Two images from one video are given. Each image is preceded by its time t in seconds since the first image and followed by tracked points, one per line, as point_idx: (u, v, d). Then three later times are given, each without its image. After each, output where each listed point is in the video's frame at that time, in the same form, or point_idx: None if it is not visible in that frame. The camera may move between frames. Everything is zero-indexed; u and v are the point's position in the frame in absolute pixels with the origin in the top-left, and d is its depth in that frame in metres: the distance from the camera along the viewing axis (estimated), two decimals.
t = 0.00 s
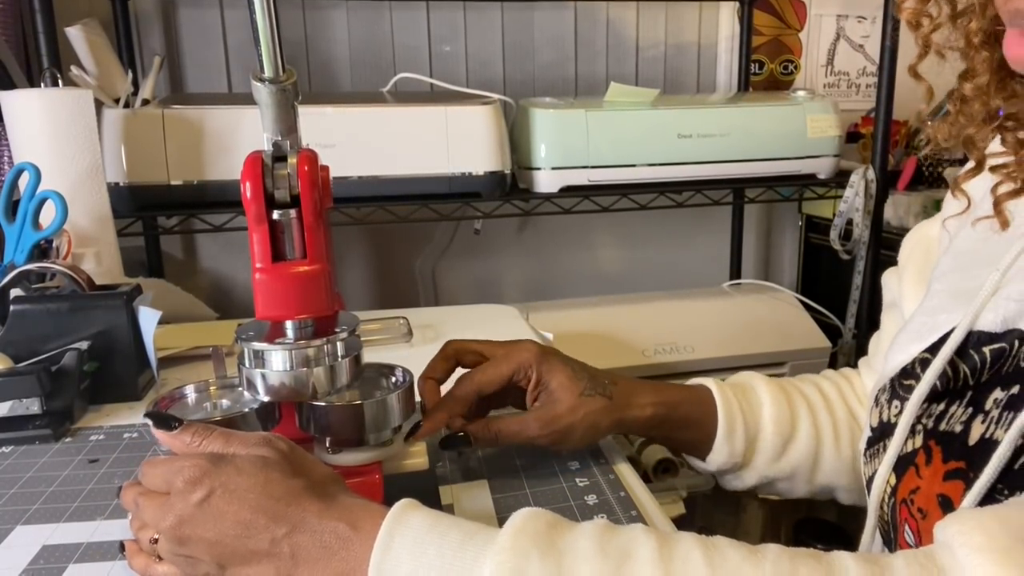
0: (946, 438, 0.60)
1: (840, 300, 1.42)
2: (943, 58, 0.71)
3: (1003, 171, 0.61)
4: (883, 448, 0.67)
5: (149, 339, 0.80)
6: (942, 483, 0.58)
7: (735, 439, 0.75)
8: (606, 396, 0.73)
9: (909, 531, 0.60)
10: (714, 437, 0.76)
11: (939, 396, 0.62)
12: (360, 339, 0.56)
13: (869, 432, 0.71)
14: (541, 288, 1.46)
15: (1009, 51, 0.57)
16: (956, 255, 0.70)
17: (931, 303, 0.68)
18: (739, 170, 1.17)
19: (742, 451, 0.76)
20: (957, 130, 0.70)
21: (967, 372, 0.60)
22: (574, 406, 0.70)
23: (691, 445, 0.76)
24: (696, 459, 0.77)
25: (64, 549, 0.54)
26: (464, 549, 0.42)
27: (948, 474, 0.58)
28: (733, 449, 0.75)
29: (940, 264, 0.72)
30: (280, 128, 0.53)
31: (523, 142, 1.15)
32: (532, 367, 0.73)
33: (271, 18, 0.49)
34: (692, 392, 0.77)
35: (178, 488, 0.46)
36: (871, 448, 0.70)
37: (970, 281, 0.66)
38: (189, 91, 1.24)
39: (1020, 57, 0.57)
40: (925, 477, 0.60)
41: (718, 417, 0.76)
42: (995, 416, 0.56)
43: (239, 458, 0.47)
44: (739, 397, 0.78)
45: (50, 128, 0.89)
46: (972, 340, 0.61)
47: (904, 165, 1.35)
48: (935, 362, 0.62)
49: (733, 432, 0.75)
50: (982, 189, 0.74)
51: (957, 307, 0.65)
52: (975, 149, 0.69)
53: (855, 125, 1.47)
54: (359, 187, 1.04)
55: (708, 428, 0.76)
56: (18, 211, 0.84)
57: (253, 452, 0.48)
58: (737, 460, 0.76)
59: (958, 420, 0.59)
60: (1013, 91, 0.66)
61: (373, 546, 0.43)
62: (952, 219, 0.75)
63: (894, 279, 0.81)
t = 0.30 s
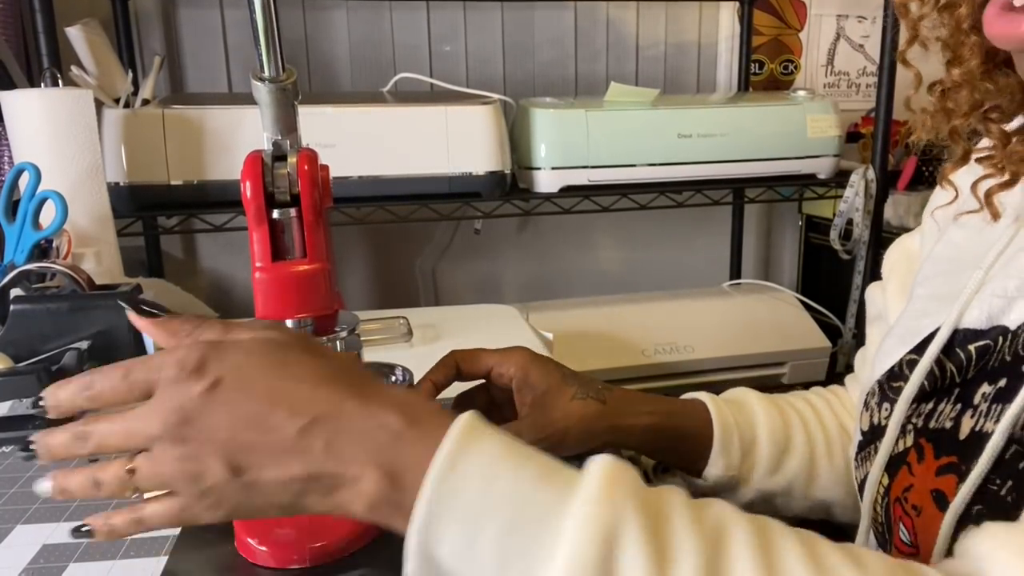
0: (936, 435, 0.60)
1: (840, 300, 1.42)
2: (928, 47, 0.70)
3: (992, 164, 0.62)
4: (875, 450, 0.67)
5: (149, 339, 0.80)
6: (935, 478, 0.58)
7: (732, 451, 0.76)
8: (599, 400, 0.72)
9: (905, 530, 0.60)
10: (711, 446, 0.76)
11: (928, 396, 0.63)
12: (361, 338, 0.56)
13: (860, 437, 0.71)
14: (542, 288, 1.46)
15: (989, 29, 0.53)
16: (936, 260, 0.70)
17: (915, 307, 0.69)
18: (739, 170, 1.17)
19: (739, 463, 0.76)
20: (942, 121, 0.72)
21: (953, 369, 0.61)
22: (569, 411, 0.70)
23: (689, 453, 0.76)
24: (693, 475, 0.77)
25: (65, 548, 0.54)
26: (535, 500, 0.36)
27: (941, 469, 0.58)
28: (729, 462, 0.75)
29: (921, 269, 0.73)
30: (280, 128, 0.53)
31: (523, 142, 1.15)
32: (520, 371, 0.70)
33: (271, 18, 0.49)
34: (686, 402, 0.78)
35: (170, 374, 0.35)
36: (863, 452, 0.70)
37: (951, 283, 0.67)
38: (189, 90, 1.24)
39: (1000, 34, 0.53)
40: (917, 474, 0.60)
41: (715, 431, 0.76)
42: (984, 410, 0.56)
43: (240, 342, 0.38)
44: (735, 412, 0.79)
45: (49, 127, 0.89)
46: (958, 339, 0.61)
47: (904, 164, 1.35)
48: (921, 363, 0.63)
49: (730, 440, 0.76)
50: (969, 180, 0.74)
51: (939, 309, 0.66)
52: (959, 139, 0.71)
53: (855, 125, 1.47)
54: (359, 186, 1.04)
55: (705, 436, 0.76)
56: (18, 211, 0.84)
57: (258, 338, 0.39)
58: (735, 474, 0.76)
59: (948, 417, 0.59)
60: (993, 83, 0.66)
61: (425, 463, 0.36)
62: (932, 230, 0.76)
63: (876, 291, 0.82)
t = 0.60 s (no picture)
0: (941, 440, 0.60)
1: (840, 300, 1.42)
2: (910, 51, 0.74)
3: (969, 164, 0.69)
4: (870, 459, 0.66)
5: (149, 338, 0.80)
6: (944, 485, 0.58)
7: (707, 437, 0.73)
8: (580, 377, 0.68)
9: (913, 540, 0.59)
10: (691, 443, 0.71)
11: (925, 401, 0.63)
12: (362, 337, 0.56)
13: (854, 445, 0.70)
14: (542, 288, 1.46)
15: (961, 28, 0.55)
16: (914, 267, 0.72)
17: (900, 314, 0.70)
18: (740, 170, 1.17)
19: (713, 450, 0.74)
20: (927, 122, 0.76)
21: (952, 373, 0.62)
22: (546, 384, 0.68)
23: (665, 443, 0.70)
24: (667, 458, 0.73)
25: (65, 548, 0.54)
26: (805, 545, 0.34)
27: (952, 475, 0.58)
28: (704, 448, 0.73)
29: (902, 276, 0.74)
30: (280, 128, 0.53)
31: (523, 141, 1.15)
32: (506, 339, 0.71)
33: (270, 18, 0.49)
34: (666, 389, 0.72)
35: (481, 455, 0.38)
36: (857, 461, 0.68)
37: (936, 290, 0.68)
38: (189, 90, 1.24)
39: (972, 33, 0.54)
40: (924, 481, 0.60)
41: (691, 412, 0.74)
42: (994, 413, 0.57)
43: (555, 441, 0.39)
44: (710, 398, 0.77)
45: (49, 127, 0.89)
46: (954, 340, 0.63)
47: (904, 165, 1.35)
48: (917, 368, 0.63)
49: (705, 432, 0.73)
50: (950, 178, 0.75)
51: (931, 313, 0.67)
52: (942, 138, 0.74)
53: (856, 125, 1.47)
54: (359, 186, 1.04)
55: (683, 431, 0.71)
56: (18, 211, 0.84)
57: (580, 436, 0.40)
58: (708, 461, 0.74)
59: (953, 422, 0.60)
60: (976, 85, 0.70)
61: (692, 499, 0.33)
62: (903, 236, 0.78)
63: (850, 288, 0.84)
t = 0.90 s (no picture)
0: (969, 465, 0.57)
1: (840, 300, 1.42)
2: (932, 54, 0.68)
3: (991, 172, 0.63)
4: (888, 476, 0.65)
5: (149, 337, 0.80)
6: (972, 515, 0.55)
7: (650, 424, 0.73)
8: (510, 370, 0.71)
9: (936, 567, 0.56)
10: (629, 424, 0.72)
11: (949, 420, 0.60)
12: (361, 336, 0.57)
13: (869, 460, 0.68)
14: (542, 287, 1.46)
15: (989, 36, 0.53)
16: (930, 266, 0.68)
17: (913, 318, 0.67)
18: (741, 170, 1.17)
19: (659, 435, 0.73)
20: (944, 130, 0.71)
21: (979, 392, 0.58)
22: (473, 375, 0.69)
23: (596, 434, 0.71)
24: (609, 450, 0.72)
25: (65, 547, 0.54)
26: None
27: (981, 505, 0.55)
28: (649, 435, 0.73)
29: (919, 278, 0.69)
30: (280, 127, 0.53)
31: (524, 140, 1.15)
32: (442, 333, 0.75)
33: (269, 17, 0.49)
34: (599, 382, 0.75)
35: None
36: (870, 477, 0.67)
37: (954, 295, 0.64)
38: (190, 89, 1.24)
39: (1000, 42, 0.53)
40: (949, 508, 0.57)
41: (630, 405, 0.73)
42: None
43: None
44: (650, 380, 0.77)
45: (49, 127, 0.89)
46: (981, 358, 0.59)
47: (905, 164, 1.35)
48: (940, 386, 0.59)
49: (648, 416, 0.73)
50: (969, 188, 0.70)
51: (955, 321, 0.63)
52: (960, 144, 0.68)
53: (856, 124, 1.47)
54: (359, 185, 1.04)
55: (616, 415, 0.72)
56: (18, 210, 0.84)
57: None
58: (656, 445, 0.74)
59: (982, 446, 0.57)
60: (1000, 92, 0.66)
61: None
62: (914, 224, 0.74)
63: (843, 264, 0.83)
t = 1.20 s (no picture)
0: (1002, 473, 0.52)
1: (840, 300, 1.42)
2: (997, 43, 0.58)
3: None
4: (909, 478, 0.59)
5: (149, 336, 0.80)
6: (1004, 526, 0.49)
7: (670, 408, 0.73)
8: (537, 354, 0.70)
9: None
10: (648, 404, 0.73)
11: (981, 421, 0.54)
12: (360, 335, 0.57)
13: (886, 457, 0.62)
14: (542, 286, 1.46)
15: None
16: (965, 259, 0.62)
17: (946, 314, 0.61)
18: (740, 169, 1.17)
19: (679, 418, 0.73)
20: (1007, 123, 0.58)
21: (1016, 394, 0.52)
22: (501, 359, 0.68)
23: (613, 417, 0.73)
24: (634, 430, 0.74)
25: (66, 546, 0.54)
26: None
27: (1013, 517, 0.49)
28: (668, 417, 0.73)
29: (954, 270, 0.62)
30: (279, 127, 0.53)
31: (524, 139, 1.15)
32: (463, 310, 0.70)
33: (268, 17, 0.49)
34: (621, 365, 0.75)
35: None
36: (888, 477, 0.61)
37: (992, 289, 0.58)
38: (190, 89, 1.24)
39: None
40: (977, 517, 0.51)
41: (653, 390, 0.73)
42: None
43: None
44: (673, 364, 0.76)
45: (49, 126, 0.89)
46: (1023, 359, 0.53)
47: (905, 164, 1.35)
48: (976, 385, 0.53)
49: (667, 401, 0.73)
50: None
51: (993, 320, 0.56)
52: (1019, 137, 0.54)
53: (856, 124, 1.47)
54: (358, 184, 1.04)
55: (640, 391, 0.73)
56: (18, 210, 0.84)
57: None
58: (675, 429, 0.74)
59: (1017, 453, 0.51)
60: None
61: None
62: (947, 216, 0.69)
63: (869, 254, 0.78)
